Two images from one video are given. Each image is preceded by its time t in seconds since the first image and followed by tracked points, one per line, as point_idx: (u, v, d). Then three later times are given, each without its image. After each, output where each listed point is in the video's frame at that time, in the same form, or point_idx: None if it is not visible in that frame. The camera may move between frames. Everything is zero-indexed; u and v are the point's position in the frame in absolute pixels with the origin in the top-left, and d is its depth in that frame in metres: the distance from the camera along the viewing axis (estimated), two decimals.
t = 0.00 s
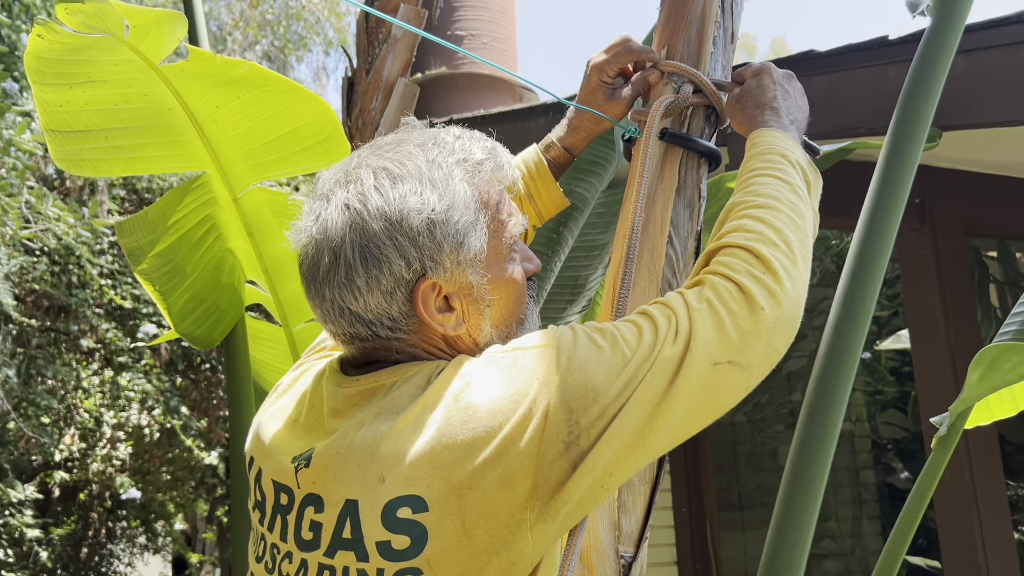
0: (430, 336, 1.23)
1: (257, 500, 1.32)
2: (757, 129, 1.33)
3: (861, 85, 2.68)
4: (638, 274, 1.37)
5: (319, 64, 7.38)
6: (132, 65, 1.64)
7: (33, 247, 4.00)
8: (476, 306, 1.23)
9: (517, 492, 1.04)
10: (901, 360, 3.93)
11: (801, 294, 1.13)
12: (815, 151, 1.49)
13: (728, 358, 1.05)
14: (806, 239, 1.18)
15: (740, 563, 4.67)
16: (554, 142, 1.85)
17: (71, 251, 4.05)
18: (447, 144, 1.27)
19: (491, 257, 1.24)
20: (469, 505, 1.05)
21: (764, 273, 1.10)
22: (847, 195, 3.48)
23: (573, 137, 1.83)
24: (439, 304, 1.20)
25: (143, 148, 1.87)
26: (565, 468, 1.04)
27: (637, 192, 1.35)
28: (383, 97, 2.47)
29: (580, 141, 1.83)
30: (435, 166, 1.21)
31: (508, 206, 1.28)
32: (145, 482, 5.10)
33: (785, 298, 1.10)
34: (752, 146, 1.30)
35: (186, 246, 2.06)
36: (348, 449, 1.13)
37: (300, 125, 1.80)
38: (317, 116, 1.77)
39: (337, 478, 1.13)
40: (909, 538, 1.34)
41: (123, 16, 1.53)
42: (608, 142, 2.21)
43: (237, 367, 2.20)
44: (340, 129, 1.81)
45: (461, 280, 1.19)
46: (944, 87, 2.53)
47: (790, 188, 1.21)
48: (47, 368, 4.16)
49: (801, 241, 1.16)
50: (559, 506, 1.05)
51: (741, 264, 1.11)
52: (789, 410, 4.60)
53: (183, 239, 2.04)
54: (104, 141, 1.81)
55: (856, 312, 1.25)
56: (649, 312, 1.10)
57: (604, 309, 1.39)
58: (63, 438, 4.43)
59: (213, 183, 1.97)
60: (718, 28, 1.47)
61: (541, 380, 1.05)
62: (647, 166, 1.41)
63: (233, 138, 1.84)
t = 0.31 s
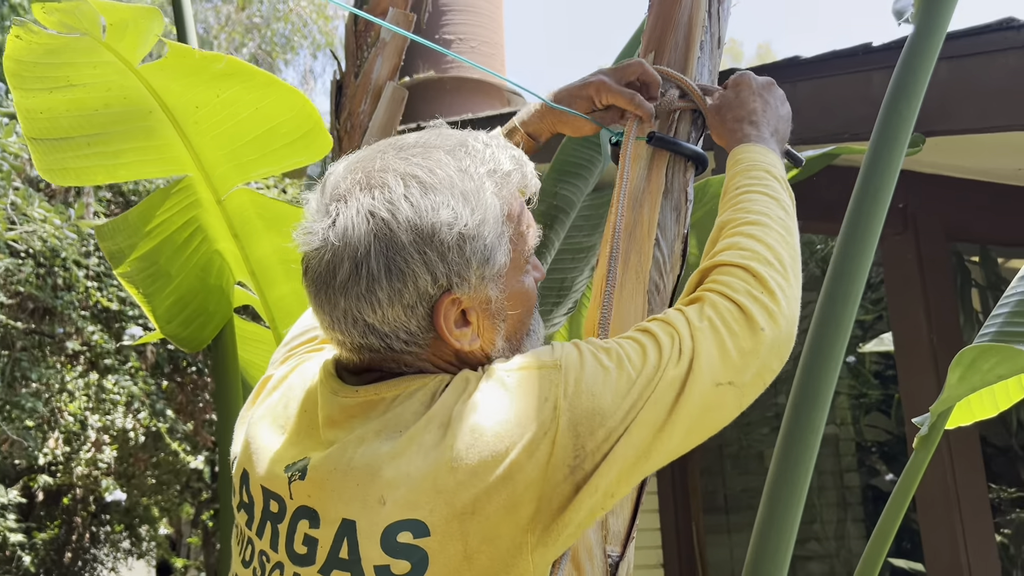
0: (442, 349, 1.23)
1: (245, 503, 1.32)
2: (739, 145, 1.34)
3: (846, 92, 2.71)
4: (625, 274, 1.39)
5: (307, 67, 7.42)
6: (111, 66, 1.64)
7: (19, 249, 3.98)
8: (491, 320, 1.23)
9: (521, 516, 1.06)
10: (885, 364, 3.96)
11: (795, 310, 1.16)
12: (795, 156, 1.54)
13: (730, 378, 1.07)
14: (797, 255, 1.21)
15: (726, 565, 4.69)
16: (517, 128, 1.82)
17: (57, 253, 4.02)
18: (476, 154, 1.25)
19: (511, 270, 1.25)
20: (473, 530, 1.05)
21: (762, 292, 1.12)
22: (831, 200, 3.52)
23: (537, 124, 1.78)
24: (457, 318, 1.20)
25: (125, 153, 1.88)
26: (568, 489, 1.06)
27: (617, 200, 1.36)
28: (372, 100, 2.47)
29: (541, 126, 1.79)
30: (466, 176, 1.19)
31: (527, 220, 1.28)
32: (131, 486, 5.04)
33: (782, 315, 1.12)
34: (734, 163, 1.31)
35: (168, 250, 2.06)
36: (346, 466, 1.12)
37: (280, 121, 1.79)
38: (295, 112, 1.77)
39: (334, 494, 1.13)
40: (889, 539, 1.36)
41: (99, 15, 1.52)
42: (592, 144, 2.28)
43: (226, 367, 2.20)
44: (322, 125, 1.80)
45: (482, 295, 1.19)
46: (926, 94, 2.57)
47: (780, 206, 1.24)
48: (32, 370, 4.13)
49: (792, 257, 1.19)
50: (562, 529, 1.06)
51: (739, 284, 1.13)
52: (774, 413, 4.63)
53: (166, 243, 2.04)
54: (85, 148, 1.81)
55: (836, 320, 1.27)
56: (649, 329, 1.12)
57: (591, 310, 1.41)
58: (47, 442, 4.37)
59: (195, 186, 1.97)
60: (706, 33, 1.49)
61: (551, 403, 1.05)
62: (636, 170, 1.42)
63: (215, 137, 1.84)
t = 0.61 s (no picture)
0: (430, 348, 1.23)
1: (235, 507, 1.32)
2: (727, 120, 1.36)
3: (829, 101, 2.75)
4: (607, 281, 1.41)
5: (294, 71, 7.44)
6: (107, 82, 1.63)
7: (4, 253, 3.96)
8: (478, 320, 1.24)
9: (515, 501, 1.07)
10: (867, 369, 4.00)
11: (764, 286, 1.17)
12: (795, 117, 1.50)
13: (700, 354, 1.09)
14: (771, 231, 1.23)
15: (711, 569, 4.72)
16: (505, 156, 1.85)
17: (43, 256, 4.03)
18: (461, 157, 1.28)
19: (496, 272, 1.27)
20: (470, 517, 1.06)
21: (730, 267, 1.14)
22: (814, 207, 3.57)
23: (523, 154, 1.80)
24: (444, 317, 1.21)
25: (121, 156, 1.89)
26: (558, 472, 1.07)
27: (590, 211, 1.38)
28: (360, 107, 2.48)
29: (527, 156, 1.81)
30: (453, 179, 1.22)
31: (512, 225, 1.31)
32: (115, 491, 4.95)
33: (751, 291, 1.14)
34: (722, 136, 1.34)
35: (163, 257, 2.06)
36: (341, 460, 1.12)
37: (275, 150, 1.83)
38: (291, 140, 1.79)
39: (330, 489, 1.13)
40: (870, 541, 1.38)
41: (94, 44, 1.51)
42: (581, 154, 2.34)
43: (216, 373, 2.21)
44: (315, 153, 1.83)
45: (469, 295, 1.21)
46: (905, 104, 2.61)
47: (757, 181, 1.25)
48: (16, 375, 4.10)
49: (764, 233, 1.21)
50: (553, 510, 1.07)
51: (710, 259, 1.15)
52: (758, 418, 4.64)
53: (160, 251, 2.05)
54: (82, 148, 1.82)
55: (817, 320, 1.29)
56: (624, 308, 1.14)
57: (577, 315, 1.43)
58: (30, 447, 4.30)
59: (191, 196, 1.98)
60: (687, 46, 1.53)
61: (537, 389, 1.07)
62: (617, 179, 1.45)
63: (210, 155, 1.85)
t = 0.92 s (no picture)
0: (408, 342, 1.27)
1: (229, 501, 1.35)
2: (716, 167, 1.42)
3: (813, 108, 2.80)
4: (594, 284, 1.44)
5: (284, 76, 7.48)
6: (125, 85, 1.65)
7: None
8: (453, 313, 1.27)
9: (497, 485, 1.10)
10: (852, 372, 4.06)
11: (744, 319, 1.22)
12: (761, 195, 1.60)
13: (682, 371, 1.12)
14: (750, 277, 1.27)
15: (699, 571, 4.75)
16: (499, 166, 1.89)
17: (32, 260, 4.05)
18: (432, 159, 1.31)
19: (469, 267, 1.31)
20: (455, 496, 1.09)
21: (716, 301, 1.18)
22: (798, 213, 3.62)
23: (517, 163, 1.85)
24: (420, 311, 1.24)
25: (128, 164, 1.90)
26: (539, 464, 1.10)
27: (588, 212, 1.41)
28: (351, 113, 2.51)
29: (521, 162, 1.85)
30: (421, 180, 1.25)
31: (484, 220, 1.33)
32: (103, 495, 4.80)
33: (734, 326, 1.18)
34: (708, 182, 1.39)
35: (165, 259, 2.08)
36: (335, 444, 1.16)
37: (281, 139, 1.84)
38: (297, 129, 1.81)
39: (322, 472, 1.16)
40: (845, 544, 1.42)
41: (123, 38, 1.51)
42: (569, 160, 2.38)
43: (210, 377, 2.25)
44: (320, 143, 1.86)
45: (443, 289, 1.24)
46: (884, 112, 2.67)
47: (740, 228, 1.30)
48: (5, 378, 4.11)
49: (745, 277, 1.25)
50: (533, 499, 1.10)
51: (698, 289, 1.19)
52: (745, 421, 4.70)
53: (162, 253, 2.07)
54: (93, 159, 1.83)
55: (790, 327, 1.33)
56: (613, 321, 1.18)
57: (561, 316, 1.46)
58: (17, 451, 4.28)
59: (195, 197, 2.01)
60: (671, 57, 1.56)
61: (526, 382, 1.10)
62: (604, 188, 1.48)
63: (216, 152, 1.87)
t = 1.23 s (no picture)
0: (415, 345, 1.31)
1: (240, 496, 1.38)
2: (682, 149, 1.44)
3: (796, 119, 2.86)
4: (581, 292, 1.49)
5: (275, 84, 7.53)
6: (110, 102, 1.69)
7: None
8: (457, 315, 1.31)
9: (499, 476, 1.14)
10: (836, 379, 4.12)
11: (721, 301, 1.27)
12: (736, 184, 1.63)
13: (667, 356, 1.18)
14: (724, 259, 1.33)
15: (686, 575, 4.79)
16: (490, 160, 1.97)
17: (24, 265, 4.06)
18: (430, 170, 1.36)
19: (470, 271, 1.35)
20: (460, 488, 1.14)
21: (696, 287, 1.23)
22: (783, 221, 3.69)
23: (507, 154, 1.93)
24: (426, 315, 1.28)
25: (119, 172, 1.95)
26: (538, 453, 1.14)
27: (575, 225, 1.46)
28: (344, 123, 2.55)
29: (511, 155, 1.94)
30: (422, 190, 1.29)
31: (481, 224, 1.38)
32: (92, 501, 4.77)
33: (714, 312, 1.23)
34: (675, 165, 1.42)
35: (157, 267, 2.11)
36: (344, 442, 1.20)
37: (267, 160, 1.87)
38: (283, 153, 1.85)
39: (331, 468, 1.19)
40: (821, 542, 1.46)
41: (101, 63, 1.57)
42: (553, 166, 2.40)
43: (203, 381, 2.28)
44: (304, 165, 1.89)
45: (447, 293, 1.28)
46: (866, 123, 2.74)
47: (712, 211, 1.35)
48: None
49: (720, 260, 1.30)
50: (536, 486, 1.14)
51: (678, 275, 1.24)
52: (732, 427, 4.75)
53: (155, 261, 2.10)
54: (82, 167, 1.88)
55: (762, 331, 1.39)
56: (599, 312, 1.23)
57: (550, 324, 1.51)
58: (6, 456, 4.23)
59: (185, 208, 2.04)
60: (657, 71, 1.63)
61: (521, 374, 1.14)
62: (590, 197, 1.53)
63: (203, 168, 1.90)
